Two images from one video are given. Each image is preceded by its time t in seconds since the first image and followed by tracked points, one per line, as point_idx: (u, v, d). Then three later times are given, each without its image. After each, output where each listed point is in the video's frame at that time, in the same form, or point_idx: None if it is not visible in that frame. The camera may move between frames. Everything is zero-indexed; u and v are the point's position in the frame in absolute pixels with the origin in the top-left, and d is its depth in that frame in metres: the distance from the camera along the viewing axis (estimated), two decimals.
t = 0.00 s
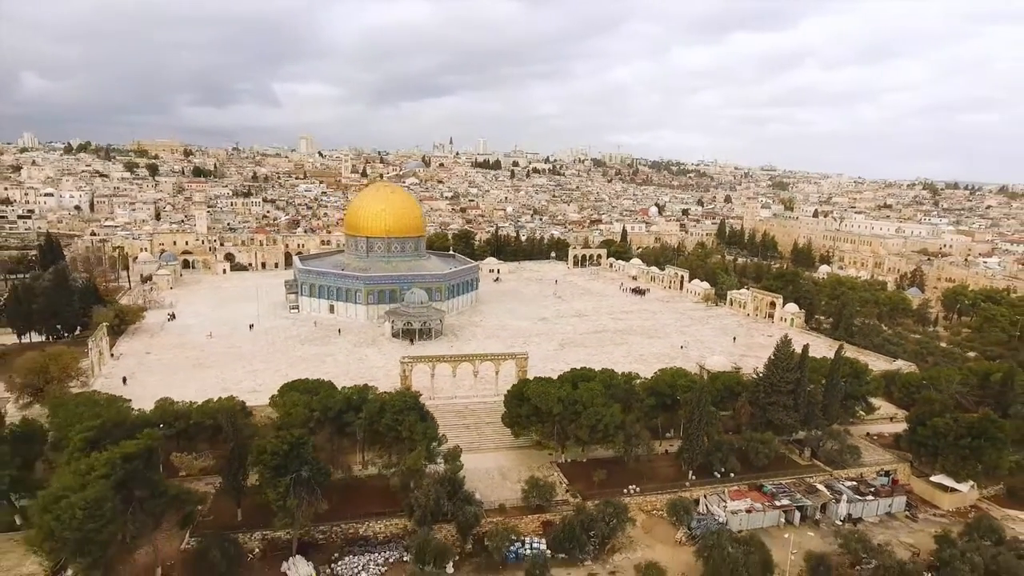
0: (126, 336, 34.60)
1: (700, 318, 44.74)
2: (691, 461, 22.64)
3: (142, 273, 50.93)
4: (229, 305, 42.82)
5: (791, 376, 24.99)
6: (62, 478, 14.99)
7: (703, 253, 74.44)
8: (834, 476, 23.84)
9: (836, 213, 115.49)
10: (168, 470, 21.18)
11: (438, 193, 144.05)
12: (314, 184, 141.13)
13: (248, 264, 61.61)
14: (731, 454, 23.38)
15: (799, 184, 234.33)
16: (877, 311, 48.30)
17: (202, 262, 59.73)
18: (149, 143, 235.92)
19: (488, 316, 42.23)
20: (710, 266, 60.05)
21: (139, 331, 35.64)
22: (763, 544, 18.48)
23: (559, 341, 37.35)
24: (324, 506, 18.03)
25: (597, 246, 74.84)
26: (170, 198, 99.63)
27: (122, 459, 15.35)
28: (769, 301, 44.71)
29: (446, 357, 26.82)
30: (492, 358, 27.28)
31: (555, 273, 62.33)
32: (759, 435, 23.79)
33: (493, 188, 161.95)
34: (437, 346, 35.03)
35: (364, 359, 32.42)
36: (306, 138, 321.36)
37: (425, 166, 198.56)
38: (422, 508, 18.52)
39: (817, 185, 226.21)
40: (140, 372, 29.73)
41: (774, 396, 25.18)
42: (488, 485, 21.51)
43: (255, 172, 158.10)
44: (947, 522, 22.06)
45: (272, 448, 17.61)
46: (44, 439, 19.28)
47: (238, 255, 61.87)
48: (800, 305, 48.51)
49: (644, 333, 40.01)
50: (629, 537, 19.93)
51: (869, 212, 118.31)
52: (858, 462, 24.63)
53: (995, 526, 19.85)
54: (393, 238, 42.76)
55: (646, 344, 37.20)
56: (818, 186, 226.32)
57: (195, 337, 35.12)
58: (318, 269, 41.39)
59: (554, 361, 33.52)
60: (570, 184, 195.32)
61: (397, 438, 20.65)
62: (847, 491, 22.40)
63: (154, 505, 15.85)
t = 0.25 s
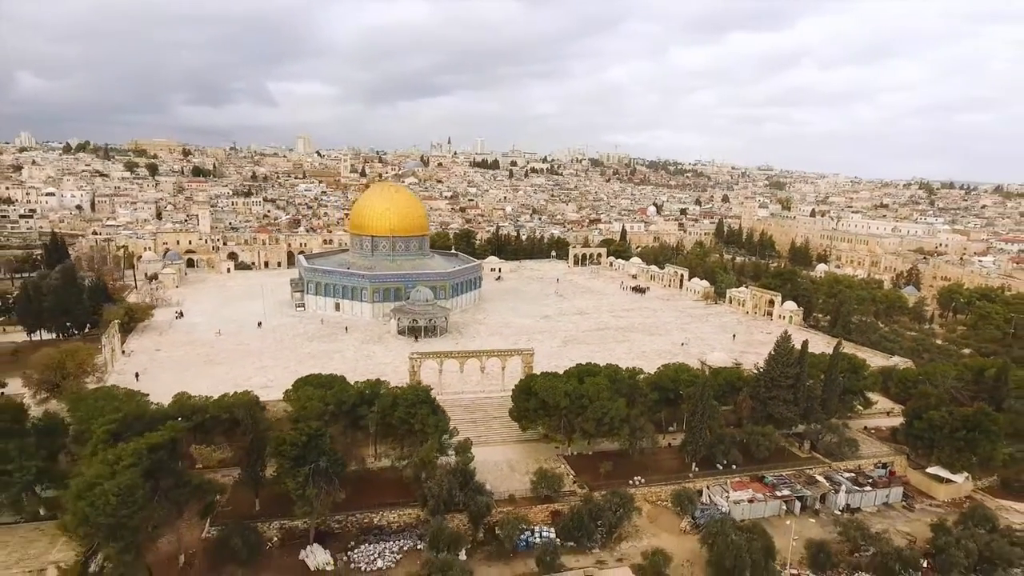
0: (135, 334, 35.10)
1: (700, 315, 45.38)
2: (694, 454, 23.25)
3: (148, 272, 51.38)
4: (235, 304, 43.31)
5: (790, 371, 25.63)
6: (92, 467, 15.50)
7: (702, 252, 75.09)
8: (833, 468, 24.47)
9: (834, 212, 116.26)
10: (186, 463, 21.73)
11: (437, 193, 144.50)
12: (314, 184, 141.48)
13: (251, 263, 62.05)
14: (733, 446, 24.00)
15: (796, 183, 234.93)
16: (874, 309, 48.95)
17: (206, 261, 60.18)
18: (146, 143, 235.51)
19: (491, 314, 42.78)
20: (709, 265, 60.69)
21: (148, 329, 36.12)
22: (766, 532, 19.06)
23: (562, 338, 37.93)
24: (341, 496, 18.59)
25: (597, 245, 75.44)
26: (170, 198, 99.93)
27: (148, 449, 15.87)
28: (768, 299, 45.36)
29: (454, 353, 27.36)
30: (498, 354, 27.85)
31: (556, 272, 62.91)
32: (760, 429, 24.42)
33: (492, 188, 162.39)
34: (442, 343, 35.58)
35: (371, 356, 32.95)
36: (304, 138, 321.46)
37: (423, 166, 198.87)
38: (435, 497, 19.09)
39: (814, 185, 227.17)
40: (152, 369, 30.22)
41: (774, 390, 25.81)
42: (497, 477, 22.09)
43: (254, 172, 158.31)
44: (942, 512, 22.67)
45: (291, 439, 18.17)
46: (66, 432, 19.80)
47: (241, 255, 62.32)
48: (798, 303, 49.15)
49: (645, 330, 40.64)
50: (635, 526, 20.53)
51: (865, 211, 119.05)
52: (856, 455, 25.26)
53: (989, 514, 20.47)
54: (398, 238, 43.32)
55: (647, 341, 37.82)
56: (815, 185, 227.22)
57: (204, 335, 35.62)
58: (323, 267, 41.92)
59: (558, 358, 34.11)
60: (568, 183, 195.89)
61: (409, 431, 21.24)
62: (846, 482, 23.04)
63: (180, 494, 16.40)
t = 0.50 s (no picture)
0: (144, 331, 35.60)
1: (698, 312, 46.17)
2: (696, 445, 24.01)
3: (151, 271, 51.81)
4: (240, 302, 43.83)
5: (788, 365, 26.41)
6: (121, 455, 16.10)
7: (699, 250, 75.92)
8: (830, 459, 25.26)
9: (828, 212, 117.37)
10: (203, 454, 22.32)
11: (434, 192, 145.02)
12: (311, 183, 141.74)
13: (253, 262, 62.51)
14: (733, 437, 24.76)
15: (791, 183, 236.22)
16: (868, 306, 49.82)
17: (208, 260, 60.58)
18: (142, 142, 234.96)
19: (493, 311, 43.45)
20: (706, 263, 61.51)
21: (156, 326, 36.62)
22: (766, 519, 19.81)
23: (564, 334, 38.63)
24: (357, 485, 19.26)
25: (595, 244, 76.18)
26: (169, 198, 100.15)
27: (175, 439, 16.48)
28: (764, 296, 46.21)
29: (461, 349, 28.03)
30: (504, 349, 28.53)
31: (555, 270, 63.60)
32: (759, 421, 25.19)
33: (489, 187, 162.99)
34: (446, 339, 36.23)
35: (377, 352, 33.57)
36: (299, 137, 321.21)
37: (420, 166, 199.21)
38: (448, 486, 19.78)
39: (808, 184, 228.58)
40: (163, 365, 30.76)
41: (772, 383, 26.58)
42: (506, 468, 22.79)
43: (251, 171, 158.39)
44: (935, 500, 23.49)
45: (309, 429, 18.84)
46: (87, 424, 20.33)
47: (243, 254, 62.76)
48: (794, 301, 49.99)
49: (645, 327, 41.38)
50: (640, 514, 21.26)
51: (859, 211, 120.21)
52: (852, 446, 26.08)
53: (979, 501, 21.28)
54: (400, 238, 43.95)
55: (647, 338, 38.56)
56: (809, 185, 228.60)
57: (212, 332, 36.17)
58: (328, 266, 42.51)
59: (560, 354, 34.80)
60: (565, 183, 196.62)
61: (421, 423, 21.93)
62: (842, 472, 23.83)
63: (202, 483, 17.02)
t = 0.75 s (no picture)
0: (149, 329, 35.98)
1: (694, 310, 46.93)
2: (695, 437, 24.68)
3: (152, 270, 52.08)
4: (242, 300, 44.26)
5: (784, 359, 27.13)
6: (143, 446, 16.62)
7: (693, 250, 76.76)
8: (824, 451, 26.00)
9: (821, 211, 118.52)
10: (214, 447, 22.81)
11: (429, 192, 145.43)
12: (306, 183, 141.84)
13: (252, 261, 62.84)
14: (731, 430, 25.46)
15: (784, 183, 238.10)
16: (861, 304, 50.68)
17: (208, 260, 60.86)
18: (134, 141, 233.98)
19: (493, 309, 44.06)
20: (701, 261, 62.30)
21: (161, 324, 37.00)
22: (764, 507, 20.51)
23: (563, 331, 39.29)
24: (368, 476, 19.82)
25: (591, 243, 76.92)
26: (165, 197, 100.18)
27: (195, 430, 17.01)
28: (759, 294, 47.02)
29: (463, 345, 28.56)
30: (506, 345, 29.12)
31: (552, 269, 64.25)
32: (756, 413, 25.91)
33: (484, 187, 163.49)
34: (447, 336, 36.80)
35: (380, 349, 34.12)
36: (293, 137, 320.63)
37: (415, 165, 199.44)
38: (456, 477, 20.37)
39: (801, 184, 230.08)
40: (170, 361, 31.20)
41: (768, 378, 27.29)
42: (510, 460, 23.39)
43: (246, 171, 158.25)
44: (925, 490, 24.26)
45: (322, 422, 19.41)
46: (103, 418, 20.79)
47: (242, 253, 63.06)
48: (788, 298, 50.82)
49: (642, 324, 42.08)
50: (641, 504, 21.91)
51: (852, 211, 121.32)
52: (845, 438, 26.82)
53: (968, 490, 22.07)
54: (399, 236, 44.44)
55: (645, 335, 39.24)
56: (802, 184, 230.10)
57: (216, 330, 36.61)
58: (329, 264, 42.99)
59: (560, 350, 35.45)
60: (559, 182, 197.33)
61: (428, 416, 22.50)
62: (836, 462, 24.57)
63: (219, 473, 17.56)
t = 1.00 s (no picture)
0: (151, 327, 36.33)
1: (687, 307, 47.83)
2: (692, 429, 25.48)
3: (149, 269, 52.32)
4: (241, 299, 44.68)
5: (776, 354, 27.98)
6: (163, 437, 17.18)
7: (685, 248, 77.79)
8: (815, 441, 26.89)
9: (809, 210, 120.09)
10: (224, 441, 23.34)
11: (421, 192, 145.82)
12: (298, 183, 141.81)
13: (248, 260, 63.15)
14: (725, 422, 26.29)
15: (772, 183, 240.98)
16: (849, 301, 51.78)
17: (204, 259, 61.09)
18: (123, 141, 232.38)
19: (490, 307, 44.74)
20: (693, 259, 63.28)
21: (163, 322, 37.38)
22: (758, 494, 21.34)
23: (559, 328, 40.04)
24: (377, 466, 20.45)
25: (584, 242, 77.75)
26: (158, 197, 100.00)
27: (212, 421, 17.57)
28: (750, 292, 47.98)
29: (464, 341, 29.19)
30: (505, 341, 29.77)
31: (546, 267, 64.99)
32: (750, 406, 26.77)
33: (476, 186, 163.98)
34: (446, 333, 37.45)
35: (381, 346, 34.73)
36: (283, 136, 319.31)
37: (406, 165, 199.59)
38: (463, 467, 21.04)
39: (789, 184, 232.23)
40: (174, 359, 31.64)
41: (761, 371, 28.15)
42: (513, 452, 24.08)
43: (237, 171, 157.88)
44: (912, 478, 25.22)
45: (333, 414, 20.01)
46: (117, 412, 21.29)
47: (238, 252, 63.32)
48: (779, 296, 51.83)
49: (637, 320, 42.90)
50: (641, 493, 22.67)
51: (841, 210, 122.70)
52: (835, 430, 27.74)
53: (952, 477, 23.03)
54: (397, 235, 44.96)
55: (640, 331, 40.08)
56: (790, 184, 232.22)
57: (218, 328, 37.06)
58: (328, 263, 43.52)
59: (557, 347, 36.21)
60: (551, 182, 198.15)
61: (433, 409, 23.16)
62: (826, 452, 25.46)
63: (234, 464, 18.15)
